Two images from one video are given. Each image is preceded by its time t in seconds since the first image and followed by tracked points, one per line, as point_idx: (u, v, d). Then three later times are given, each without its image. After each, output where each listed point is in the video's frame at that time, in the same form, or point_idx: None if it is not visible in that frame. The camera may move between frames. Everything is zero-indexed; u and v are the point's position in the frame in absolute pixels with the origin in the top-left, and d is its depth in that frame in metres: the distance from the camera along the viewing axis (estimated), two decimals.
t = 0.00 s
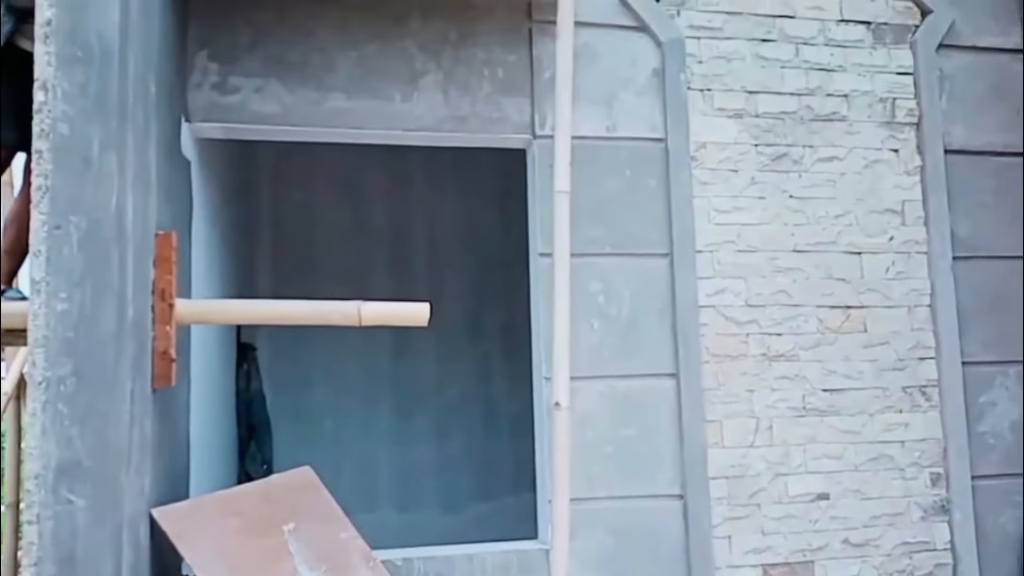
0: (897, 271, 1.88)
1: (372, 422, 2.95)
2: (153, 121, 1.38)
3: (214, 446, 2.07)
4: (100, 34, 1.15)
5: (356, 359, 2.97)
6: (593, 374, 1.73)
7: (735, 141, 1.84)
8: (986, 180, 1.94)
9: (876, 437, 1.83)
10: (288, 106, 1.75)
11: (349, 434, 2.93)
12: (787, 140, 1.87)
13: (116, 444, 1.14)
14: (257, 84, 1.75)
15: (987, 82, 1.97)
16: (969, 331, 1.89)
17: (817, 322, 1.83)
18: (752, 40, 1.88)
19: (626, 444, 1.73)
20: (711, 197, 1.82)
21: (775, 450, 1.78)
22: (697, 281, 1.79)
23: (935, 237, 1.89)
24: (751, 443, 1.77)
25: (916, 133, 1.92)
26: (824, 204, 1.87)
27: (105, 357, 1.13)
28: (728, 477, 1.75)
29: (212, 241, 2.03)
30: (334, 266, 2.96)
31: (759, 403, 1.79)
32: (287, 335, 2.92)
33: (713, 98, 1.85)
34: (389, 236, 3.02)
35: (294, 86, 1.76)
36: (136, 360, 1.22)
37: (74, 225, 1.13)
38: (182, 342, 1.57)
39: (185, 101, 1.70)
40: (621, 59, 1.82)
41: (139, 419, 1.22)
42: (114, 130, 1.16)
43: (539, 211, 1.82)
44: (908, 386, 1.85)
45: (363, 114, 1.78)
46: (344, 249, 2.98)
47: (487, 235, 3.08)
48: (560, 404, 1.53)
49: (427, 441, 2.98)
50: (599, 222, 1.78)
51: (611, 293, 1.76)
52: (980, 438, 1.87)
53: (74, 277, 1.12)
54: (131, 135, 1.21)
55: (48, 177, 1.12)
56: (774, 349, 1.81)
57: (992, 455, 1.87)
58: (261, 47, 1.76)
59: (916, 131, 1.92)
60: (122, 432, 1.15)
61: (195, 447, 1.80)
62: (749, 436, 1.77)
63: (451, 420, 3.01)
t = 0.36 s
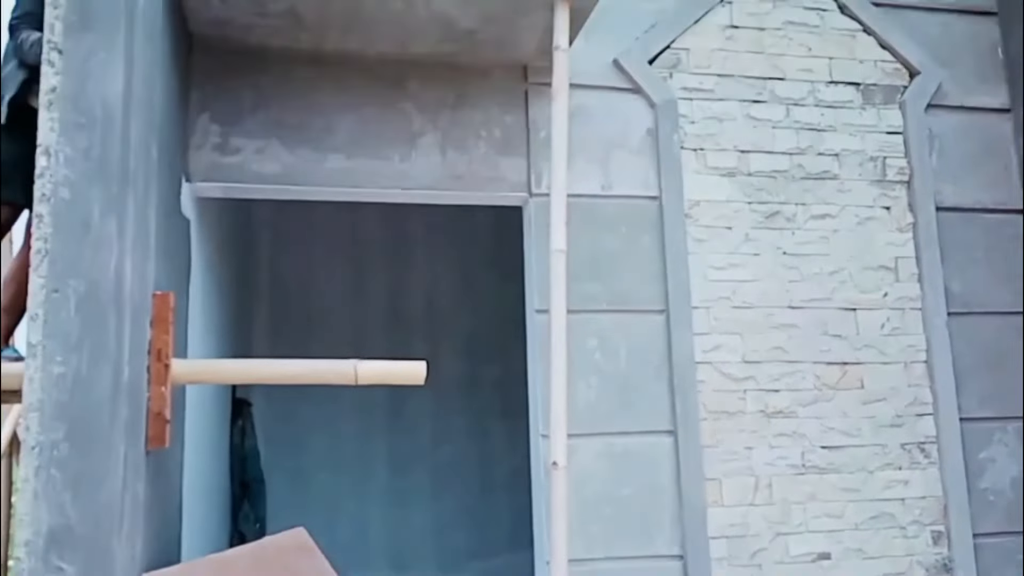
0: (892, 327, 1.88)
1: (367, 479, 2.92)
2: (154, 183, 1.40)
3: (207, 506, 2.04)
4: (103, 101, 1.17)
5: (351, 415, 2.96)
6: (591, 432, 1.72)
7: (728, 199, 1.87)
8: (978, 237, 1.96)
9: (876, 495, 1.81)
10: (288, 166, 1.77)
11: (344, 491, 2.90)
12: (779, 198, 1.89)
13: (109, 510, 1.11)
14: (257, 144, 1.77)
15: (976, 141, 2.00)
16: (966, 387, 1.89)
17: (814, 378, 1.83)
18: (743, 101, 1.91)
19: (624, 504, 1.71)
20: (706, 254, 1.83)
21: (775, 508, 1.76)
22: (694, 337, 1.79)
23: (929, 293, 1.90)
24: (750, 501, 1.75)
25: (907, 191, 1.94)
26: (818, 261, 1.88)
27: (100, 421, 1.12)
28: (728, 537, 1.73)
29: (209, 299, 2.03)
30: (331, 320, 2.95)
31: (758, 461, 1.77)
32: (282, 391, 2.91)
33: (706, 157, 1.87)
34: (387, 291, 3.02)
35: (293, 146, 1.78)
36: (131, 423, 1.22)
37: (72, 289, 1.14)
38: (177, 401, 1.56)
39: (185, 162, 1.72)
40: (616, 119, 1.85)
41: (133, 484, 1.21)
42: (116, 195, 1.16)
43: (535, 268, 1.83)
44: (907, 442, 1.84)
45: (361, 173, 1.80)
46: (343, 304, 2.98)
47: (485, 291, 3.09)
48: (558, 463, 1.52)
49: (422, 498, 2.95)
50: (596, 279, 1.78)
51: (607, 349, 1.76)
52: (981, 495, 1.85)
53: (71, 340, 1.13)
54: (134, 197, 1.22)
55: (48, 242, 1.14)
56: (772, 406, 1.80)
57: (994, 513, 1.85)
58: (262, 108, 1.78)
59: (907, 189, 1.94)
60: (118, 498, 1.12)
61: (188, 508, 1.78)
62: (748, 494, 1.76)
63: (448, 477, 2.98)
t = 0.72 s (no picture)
0: (897, 376, 1.88)
1: (369, 531, 2.88)
2: (161, 237, 1.41)
3: (207, 561, 2.01)
4: (112, 158, 1.19)
5: (354, 465, 2.93)
6: (596, 483, 1.71)
7: (729, 248, 1.88)
8: (980, 285, 1.97)
9: (885, 547, 1.79)
10: (293, 218, 1.79)
11: (346, 543, 2.86)
12: (780, 247, 1.90)
13: (111, 566, 1.11)
14: (263, 197, 1.79)
15: (974, 189, 2.02)
16: (972, 436, 1.88)
17: (820, 428, 1.82)
18: (743, 152, 1.94)
19: (630, 557, 1.69)
20: (709, 303, 1.84)
21: (784, 561, 1.74)
22: (698, 386, 1.79)
23: (932, 341, 1.90)
24: (758, 554, 1.73)
25: (907, 240, 1.95)
26: (821, 310, 1.88)
27: (103, 478, 1.12)
28: None
29: (213, 350, 2.03)
30: (334, 368, 2.95)
31: (765, 513, 1.76)
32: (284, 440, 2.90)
33: (707, 206, 1.89)
34: (390, 338, 3.02)
35: (298, 198, 1.80)
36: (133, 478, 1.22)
37: (77, 344, 1.14)
38: (179, 454, 1.55)
39: (192, 214, 1.74)
40: (617, 169, 1.87)
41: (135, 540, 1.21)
42: (122, 251, 1.18)
43: (538, 318, 1.84)
44: (915, 493, 1.83)
45: (366, 224, 1.81)
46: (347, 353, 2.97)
47: (488, 337, 3.10)
48: (562, 517, 1.51)
49: (425, 550, 2.91)
50: (599, 328, 1.78)
51: (611, 399, 1.75)
52: (991, 546, 1.83)
53: (76, 396, 1.13)
54: (140, 254, 1.23)
55: (55, 297, 1.15)
56: (778, 456, 1.79)
57: (1005, 564, 1.83)
58: (268, 161, 1.81)
59: (907, 238, 1.95)
60: (121, 557, 1.13)
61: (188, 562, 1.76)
62: (756, 547, 1.74)
63: (451, 528, 2.94)
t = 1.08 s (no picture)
0: (905, 433, 1.87)
1: None
2: (170, 301, 1.42)
3: None
4: (123, 226, 1.21)
5: (358, 524, 2.90)
6: (604, 544, 1.68)
7: (734, 305, 1.88)
8: (985, 340, 1.97)
9: None
10: (301, 278, 1.80)
11: None
12: (785, 303, 1.91)
13: None
14: (272, 257, 1.81)
15: (977, 245, 2.03)
16: (983, 494, 1.86)
17: (830, 486, 1.81)
18: (745, 209, 1.95)
19: None
20: (715, 360, 1.84)
21: None
22: (705, 445, 1.78)
23: (939, 397, 1.89)
24: None
25: (911, 296, 1.96)
26: (827, 366, 1.88)
27: (107, 548, 1.12)
28: None
29: (219, 410, 2.03)
30: (339, 427, 2.94)
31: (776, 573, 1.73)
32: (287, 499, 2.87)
33: (710, 263, 1.90)
34: (395, 396, 3.02)
35: (306, 259, 1.82)
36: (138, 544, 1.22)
37: (86, 410, 1.15)
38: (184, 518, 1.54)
39: (201, 275, 1.75)
40: (621, 228, 1.89)
41: None
42: (131, 319, 1.20)
43: (544, 377, 1.84)
44: (927, 552, 1.80)
45: (372, 284, 1.83)
46: (353, 412, 2.96)
47: (493, 394, 3.07)
48: None
49: None
50: (606, 386, 1.78)
51: (619, 458, 1.74)
52: None
53: (82, 464, 1.12)
54: (148, 321, 1.25)
55: (64, 363, 1.15)
56: (787, 516, 1.77)
57: None
58: (277, 222, 1.83)
59: (910, 293, 1.96)
60: None
61: None
62: None
63: None
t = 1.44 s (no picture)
0: (900, 482, 1.86)
1: None
2: (162, 356, 1.42)
3: None
4: (118, 281, 1.22)
5: None
6: None
7: (726, 354, 1.89)
8: (977, 388, 1.98)
9: None
10: (293, 330, 1.80)
11: None
12: (777, 351, 1.91)
13: None
14: (265, 309, 1.81)
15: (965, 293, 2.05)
16: (979, 543, 1.85)
17: (826, 537, 1.79)
18: (735, 259, 1.97)
19: None
20: (709, 409, 1.84)
21: None
22: (701, 495, 1.76)
23: (933, 445, 1.90)
24: None
25: (902, 343, 1.97)
26: (820, 414, 1.88)
27: None
28: None
29: (210, 463, 2.00)
30: (331, 482, 2.92)
31: None
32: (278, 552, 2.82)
33: (702, 312, 1.91)
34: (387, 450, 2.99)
35: (299, 310, 1.82)
36: None
37: (75, 468, 1.14)
38: None
39: (194, 327, 1.75)
40: (613, 278, 1.90)
41: None
42: (124, 377, 1.19)
43: (538, 428, 1.83)
44: None
45: (365, 335, 1.82)
46: (345, 466, 2.95)
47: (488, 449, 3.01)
48: None
49: None
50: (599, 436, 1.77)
51: (613, 509, 1.72)
52: None
53: (70, 523, 1.12)
54: (140, 378, 1.23)
55: (55, 420, 1.16)
56: (784, 567, 1.76)
57: None
58: (270, 273, 1.84)
59: (901, 341, 1.97)
60: None
61: None
62: None
63: None
